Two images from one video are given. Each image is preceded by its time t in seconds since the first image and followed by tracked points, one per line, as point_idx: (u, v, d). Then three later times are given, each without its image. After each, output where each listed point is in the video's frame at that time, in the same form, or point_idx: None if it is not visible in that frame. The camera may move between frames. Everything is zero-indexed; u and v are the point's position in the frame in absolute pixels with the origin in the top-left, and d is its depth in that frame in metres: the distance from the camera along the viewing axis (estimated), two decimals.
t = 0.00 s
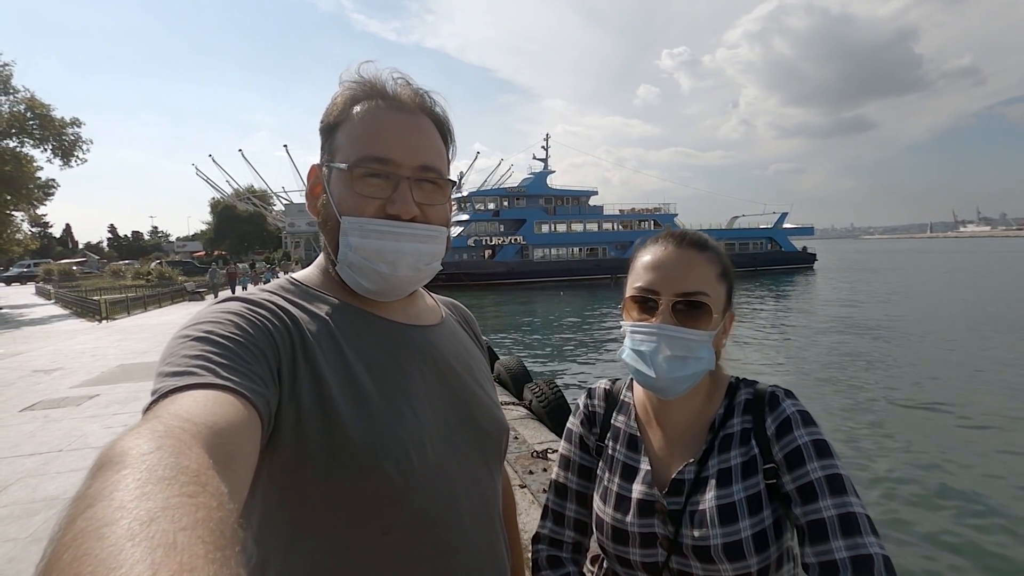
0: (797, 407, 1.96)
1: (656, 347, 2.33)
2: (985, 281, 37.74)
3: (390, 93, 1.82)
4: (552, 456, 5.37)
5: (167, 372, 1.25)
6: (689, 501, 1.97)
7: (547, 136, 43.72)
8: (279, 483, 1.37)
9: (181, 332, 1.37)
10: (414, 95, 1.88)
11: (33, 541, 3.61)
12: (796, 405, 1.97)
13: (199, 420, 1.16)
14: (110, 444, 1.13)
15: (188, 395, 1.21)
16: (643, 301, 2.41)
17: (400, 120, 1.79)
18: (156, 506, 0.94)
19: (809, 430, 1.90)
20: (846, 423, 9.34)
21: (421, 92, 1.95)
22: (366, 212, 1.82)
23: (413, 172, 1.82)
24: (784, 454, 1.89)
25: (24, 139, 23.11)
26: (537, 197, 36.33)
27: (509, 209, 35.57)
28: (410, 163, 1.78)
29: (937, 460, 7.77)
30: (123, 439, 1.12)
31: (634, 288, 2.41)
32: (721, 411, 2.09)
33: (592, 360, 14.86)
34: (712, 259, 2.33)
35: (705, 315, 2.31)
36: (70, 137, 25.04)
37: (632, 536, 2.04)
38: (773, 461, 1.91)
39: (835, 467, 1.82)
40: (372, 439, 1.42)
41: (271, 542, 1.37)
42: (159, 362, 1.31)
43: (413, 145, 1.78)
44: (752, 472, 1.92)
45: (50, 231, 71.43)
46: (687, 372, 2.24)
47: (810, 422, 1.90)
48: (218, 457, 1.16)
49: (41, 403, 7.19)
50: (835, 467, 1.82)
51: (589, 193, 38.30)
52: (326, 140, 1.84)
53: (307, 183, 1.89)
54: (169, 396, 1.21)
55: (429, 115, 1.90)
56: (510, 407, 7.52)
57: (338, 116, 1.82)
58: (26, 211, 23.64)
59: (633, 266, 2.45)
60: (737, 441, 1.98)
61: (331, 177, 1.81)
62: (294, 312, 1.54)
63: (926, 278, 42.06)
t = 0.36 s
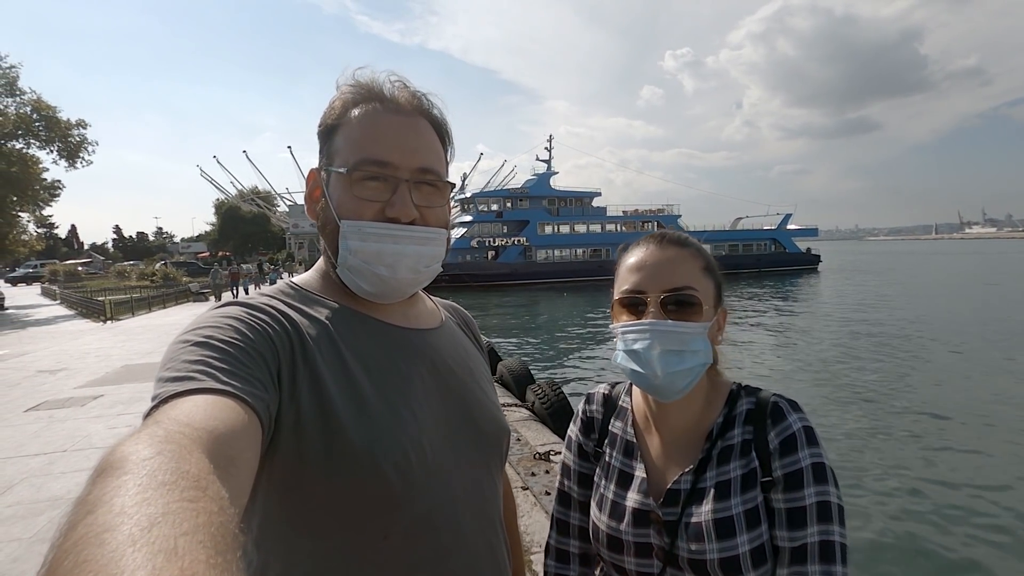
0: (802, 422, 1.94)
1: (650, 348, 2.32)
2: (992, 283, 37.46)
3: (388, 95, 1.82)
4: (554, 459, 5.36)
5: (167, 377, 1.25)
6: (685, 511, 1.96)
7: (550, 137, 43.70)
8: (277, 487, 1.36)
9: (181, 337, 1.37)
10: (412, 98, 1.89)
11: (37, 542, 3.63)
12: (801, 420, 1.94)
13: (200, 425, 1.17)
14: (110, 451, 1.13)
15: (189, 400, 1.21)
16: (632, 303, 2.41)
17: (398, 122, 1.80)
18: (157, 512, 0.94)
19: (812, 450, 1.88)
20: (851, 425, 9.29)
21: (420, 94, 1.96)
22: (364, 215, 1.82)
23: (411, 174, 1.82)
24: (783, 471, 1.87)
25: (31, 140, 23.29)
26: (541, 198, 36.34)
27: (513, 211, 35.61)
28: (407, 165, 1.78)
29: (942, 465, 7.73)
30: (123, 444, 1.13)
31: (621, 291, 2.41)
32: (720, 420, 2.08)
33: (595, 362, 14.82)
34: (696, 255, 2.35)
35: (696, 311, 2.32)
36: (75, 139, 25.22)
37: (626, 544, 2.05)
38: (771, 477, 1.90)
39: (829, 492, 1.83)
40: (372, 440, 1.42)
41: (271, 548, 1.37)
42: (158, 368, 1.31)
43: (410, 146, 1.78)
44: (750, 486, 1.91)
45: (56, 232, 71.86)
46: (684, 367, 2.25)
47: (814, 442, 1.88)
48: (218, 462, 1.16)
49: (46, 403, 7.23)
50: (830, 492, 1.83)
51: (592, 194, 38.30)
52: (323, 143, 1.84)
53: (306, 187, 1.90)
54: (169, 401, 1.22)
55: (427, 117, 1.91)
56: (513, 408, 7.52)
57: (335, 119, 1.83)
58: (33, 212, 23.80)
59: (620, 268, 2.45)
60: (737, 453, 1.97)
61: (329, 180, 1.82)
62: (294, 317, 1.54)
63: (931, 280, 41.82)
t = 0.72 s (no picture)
0: (801, 428, 1.93)
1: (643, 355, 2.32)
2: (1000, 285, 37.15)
3: (392, 100, 1.82)
4: (557, 461, 5.36)
5: (172, 382, 1.26)
6: (682, 515, 1.95)
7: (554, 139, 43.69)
8: (280, 493, 1.36)
9: (186, 341, 1.38)
10: (416, 102, 1.88)
11: (42, 542, 3.64)
12: (801, 426, 1.93)
13: (204, 428, 1.17)
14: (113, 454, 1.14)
15: (193, 405, 1.22)
16: (619, 313, 2.39)
17: (403, 126, 1.80)
18: (159, 517, 0.94)
19: (811, 456, 1.87)
20: (857, 429, 9.22)
21: (423, 98, 1.96)
22: (372, 219, 1.82)
23: (417, 178, 1.82)
24: (783, 477, 1.86)
25: (38, 141, 23.44)
26: (545, 199, 36.31)
27: (517, 212, 35.61)
28: (413, 169, 1.78)
29: (949, 469, 7.67)
30: (128, 447, 1.13)
31: (609, 300, 2.39)
32: (717, 424, 2.07)
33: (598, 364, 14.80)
34: (679, 260, 2.37)
35: (685, 316, 2.31)
36: (82, 140, 25.37)
37: (622, 548, 2.04)
38: (771, 482, 1.88)
39: (828, 498, 1.82)
40: (376, 444, 1.42)
41: (273, 553, 1.37)
42: (163, 372, 1.31)
43: (416, 149, 1.78)
44: (748, 490, 1.89)
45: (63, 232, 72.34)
46: (678, 374, 2.23)
47: (814, 448, 1.87)
48: (221, 466, 1.16)
49: (51, 403, 7.25)
50: (829, 498, 1.81)
51: (596, 196, 38.27)
52: (326, 149, 1.83)
53: (310, 193, 1.89)
54: (172, 406, 1.22)
55: (429, 121, 1.91)
56: (516, 410, 7.48)
57: (339, 125, 1.81)
58: (39, 212, 23.93)
59: (605, 278, 2.44)
60: (735, 458, 1.96)
61: (335, 186, 1.81)
62: (297, 321, 1.54)
63: (937, 282, 41.55)
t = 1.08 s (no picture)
0: (754, 427, 1.89)
1: (637, 361, 2.22)
2: None
3: (350, 94, 1.84)
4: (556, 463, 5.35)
5: (130, 384, 1.25)
6: (633, 509, 1.94)
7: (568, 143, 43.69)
8: (248, 491, 1.37)
9: (141, 342, 1.36)
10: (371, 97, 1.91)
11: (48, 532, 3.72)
12: (754, 425, 1.89)
13: (174, 429, 1.18)
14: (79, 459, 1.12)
15: (159, 406, 1.22)
16: (637, 318, 2.23)
17: (366, 121, 1.84)
18: (136, 515, 0.96)
19: (763, 455, 1.83)
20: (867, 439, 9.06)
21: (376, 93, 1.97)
22: (342, 211, 1.84)
23: (381, 171, 1.86)
24: (735, 474, 1.82)
25: (62, 142, 24.03)
26: (558, 203, 36.29)
27: (530, 215, 35.64)
28: (379, 163, 1.83)
29: (960, 481, 7.50)
30: (95, 450, 1.12)
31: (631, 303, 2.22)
32: (673, 420, 2.07)
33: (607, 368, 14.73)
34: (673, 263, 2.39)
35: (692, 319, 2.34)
36: (104, 140, 25.94)
37: (576, 540, 2.06)
38: (723, 479, 1.84)
39: (778, 497, 1.78)
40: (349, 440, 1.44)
41: (245, 549, 1.38)
42: (119, 375, 1.30)
43: (380, 143, 1.83)
44: (699, 486, 1.86)
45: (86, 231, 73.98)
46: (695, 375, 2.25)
47: (765, 447, 1.83)
48: (195, 464, 1.17)
49: (66, 397, 7.42)
50: (778, 497, 1.77)
51: (610, 200, 38.16)
52: (282, 142, 1.79)
53: (262, 189, 1.82)
54: (136, 407, 1.21)
55: (386, 117, 1.95)
56: (520, 413, 7.46)
57: (296, 117, 1.79)
58: (62, 211, 24.50)
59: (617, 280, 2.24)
60: (688, 453, 1.93)
61: (296, 180, 1.79)
62: (255, 320, 1.54)
63: (959, 291, 40.68)
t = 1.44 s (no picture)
0: (769, 427, 2.16)
1: (731, 372, 2.14)
2: None
3: (355, 108, 1.85)
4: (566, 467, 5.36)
5: (147, 391, 1.27)
6: (685, 523, 1.97)
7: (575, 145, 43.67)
8: (259, 498, 1.38)
9: (160, 349, 1.38)
10: (379, 109, 1.90)
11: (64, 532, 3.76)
12: (769, 426, 2.16)
13: (187, 435, 1.19)
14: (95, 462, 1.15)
15: (173, 412, 1.23)
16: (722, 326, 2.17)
17: (366, 135, 1.82)
18: (144, 521, 0.97)
19: (782, 451, 2.09)
20: (879, 445, 9.00)
21: (391, 105, 1.97)
22: (330, 227, 1.86)
23: (375, 185, 1.84)
24: (769, 471, 2.03)
25: (74, 144, 24.31)
26: (565, 205, 36.26)
27: (537, 217, 35.63)
28: (370, 176, 1.81)
29: (974, 488, 7.43)
30: (109, 454, 1.14)
31: (721, 311, 2.15)
32: (703, 427, 2.19)
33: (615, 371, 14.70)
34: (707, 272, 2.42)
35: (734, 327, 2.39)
36: (116, 143, 26.23)
37: (623, 565, 1.99)
38: (759, 478, 2.03)
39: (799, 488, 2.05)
40: (357, 451, 1.45)
41: (252, 555, 1.40)
42: (136, 382, 1.32)
43: (375, 158, 1.80)
44: (740, 487, 2.03)
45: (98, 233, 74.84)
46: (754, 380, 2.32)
47: (783, 445, 2.10)
48: (205, 471, 1.18)
49: (79, 398, 7.49)
50: (801, 488, 2.04)
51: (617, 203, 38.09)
52: (294, 155, 1.87)
53: (282, 201, 1.97)
54: (151, 413, 1.23)
55: (396, 129, 1.92)
56: (529, 416, 7.48)
57: (304, 131, 1.85)
58: (74, 212, 24.77)
59: (707, 286, 2.15)
60: (725, 457, 2.08)
61: (297, 194, 1.86)
62: (272, 329, 1.56)
63: (972, 295, 40.15)
